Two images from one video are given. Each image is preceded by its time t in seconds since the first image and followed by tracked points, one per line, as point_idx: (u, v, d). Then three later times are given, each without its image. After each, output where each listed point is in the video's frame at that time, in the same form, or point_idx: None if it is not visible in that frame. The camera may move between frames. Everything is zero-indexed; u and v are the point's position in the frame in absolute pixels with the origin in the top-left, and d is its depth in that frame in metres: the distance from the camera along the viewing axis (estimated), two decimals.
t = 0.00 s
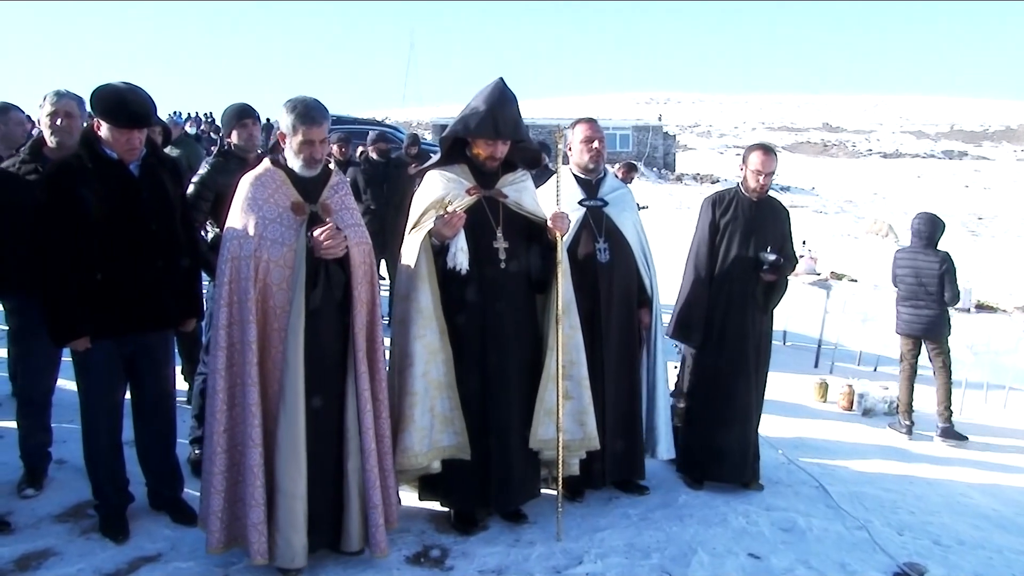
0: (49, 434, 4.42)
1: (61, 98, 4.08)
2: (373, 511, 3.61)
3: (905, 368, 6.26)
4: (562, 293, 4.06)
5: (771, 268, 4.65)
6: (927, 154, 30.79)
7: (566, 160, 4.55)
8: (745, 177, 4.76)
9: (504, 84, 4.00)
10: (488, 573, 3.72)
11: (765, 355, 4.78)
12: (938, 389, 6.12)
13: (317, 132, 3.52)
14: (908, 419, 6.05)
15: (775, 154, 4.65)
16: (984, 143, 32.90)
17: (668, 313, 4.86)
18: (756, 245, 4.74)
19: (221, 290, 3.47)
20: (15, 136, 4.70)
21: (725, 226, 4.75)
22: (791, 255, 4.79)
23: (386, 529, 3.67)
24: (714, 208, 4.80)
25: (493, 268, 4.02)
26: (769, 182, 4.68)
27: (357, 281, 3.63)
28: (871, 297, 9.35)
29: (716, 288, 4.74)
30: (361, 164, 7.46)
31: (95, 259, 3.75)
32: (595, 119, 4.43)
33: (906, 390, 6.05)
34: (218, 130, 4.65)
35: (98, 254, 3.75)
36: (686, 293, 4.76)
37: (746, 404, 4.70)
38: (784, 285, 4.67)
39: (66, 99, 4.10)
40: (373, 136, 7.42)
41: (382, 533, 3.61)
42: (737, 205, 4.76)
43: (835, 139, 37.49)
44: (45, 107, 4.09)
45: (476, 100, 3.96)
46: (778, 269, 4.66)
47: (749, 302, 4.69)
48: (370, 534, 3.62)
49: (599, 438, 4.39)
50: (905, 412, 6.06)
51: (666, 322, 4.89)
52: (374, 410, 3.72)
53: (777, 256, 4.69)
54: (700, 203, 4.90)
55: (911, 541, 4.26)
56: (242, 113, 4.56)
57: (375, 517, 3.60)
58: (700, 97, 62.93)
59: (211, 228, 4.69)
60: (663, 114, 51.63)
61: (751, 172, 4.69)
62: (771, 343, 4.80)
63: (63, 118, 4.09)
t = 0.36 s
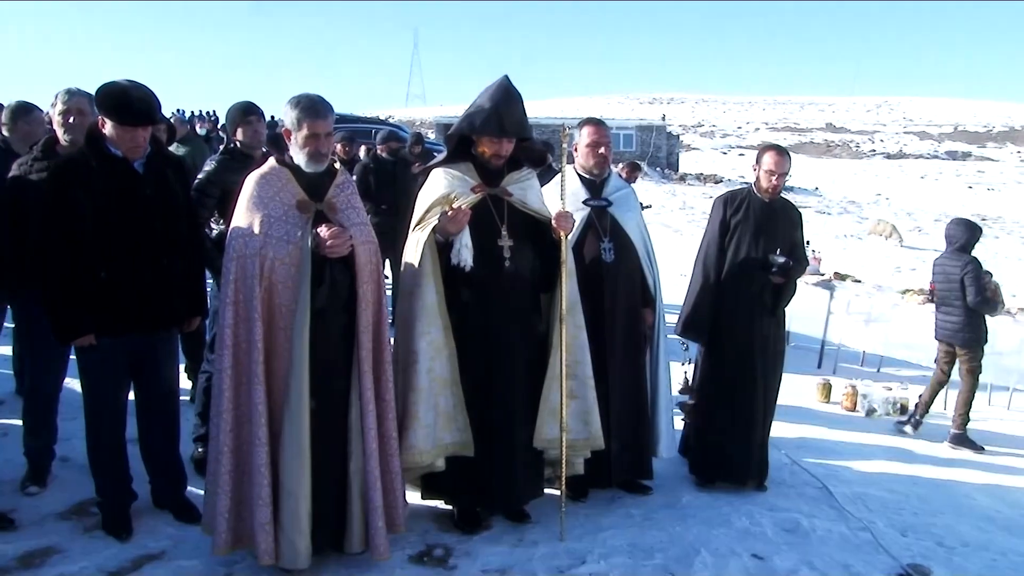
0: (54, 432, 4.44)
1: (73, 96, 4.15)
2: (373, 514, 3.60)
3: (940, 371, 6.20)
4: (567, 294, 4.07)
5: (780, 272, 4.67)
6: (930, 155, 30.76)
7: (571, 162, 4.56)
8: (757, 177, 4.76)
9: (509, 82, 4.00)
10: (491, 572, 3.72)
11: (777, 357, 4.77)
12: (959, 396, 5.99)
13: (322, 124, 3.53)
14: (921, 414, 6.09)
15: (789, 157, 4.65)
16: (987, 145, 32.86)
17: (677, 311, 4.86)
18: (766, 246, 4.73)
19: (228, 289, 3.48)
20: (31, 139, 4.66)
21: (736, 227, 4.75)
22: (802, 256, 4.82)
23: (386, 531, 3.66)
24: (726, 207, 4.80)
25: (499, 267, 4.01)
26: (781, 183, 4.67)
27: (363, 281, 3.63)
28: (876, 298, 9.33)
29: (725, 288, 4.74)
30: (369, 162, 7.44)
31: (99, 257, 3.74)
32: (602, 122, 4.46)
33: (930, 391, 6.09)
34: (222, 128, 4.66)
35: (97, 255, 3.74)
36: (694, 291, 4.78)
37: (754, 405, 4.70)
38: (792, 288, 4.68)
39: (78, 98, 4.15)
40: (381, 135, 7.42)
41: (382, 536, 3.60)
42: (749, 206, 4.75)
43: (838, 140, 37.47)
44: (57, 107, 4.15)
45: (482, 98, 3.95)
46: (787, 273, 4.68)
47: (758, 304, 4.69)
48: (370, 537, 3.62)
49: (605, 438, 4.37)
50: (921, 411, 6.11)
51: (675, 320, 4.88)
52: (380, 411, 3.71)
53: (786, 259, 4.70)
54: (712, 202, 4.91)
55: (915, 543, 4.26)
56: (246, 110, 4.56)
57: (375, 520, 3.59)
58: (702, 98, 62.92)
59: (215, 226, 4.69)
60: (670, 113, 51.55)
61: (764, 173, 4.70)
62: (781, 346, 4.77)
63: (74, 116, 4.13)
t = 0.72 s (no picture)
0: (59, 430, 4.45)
1: (75, 94, 4.22)
2: (382, 512, 3.60)
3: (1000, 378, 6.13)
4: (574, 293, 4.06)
5: (787, 271, 4.63)
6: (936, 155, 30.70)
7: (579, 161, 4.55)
8: (762, 176, 4.75)
9: (516, 80, 3.99)
10: (497, 571, 3.72)
11: (784, 358, 4.77)
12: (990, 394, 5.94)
13: (330, 120, 3.53)
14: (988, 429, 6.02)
15: (792, 153, 4.65)
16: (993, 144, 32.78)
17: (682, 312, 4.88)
18: (772, 246, 4.73)
19: (238, 289, 3.48)
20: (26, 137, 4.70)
21: (741, 226, 4.73)
22: (807, 256, 4.79)
23: (394, 530, 3.66)
24: (730, 207, 4.79)
25: (507, 267, 4.01)
26: (786, 180, 4.66)
27: (373, 279, 3.64)
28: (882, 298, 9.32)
29: (729, 289, 4.74)
30: (377, 161, 7.45)
31: (105, 256, 3.76)
32: (609, 121, 4.44)
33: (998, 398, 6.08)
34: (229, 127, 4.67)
35: (97, 254, 3.74)
36: (699, 291, 4.79)
37: (763, 405, 4.70)
38: (799, 287, 4.65)
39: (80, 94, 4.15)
40: (390, 135, 7.45)
41: (390, 535, 3.59)
42: (753, 205, 4.75)
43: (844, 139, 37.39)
44: (59, 103, 4.21)
45: (489, 96, 3.96)
46: (795, 272, 4.63)
47: (765, 304, 4.69)
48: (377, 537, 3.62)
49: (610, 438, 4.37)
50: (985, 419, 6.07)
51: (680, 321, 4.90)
52: (389, 411, 3.71)
53: (792, 258, 4.66)
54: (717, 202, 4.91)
55: (921, 543, 4.25)
56: (254, 109, 4.58)
57: (383, 519, 3.59)
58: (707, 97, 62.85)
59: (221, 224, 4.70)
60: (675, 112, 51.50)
61: (767, 171, 4.69)
62: (787, 346, 4.77)
63: (77, 112, 4.18)
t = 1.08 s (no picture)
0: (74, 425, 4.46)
1: (77, 90, 4.13)
2: (405, 509, 3.60)
3: None
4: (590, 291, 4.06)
5: (799, 268, 4.64)
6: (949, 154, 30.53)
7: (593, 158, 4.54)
8: (764, 176, 4.76)
9: (532, 78, 3.99)
10: (512, 569, 3.72)
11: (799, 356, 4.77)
12: None
13: (347, 115, 3.55)
14: None
15: (793, 151, 4.68)
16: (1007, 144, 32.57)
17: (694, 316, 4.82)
18: (783, 243, 4.72)
19: (259, 288, 3.50)
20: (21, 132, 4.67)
21: (751, 226, 4.71)
22: (815, 252, 4.80)
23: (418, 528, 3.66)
24: (737, 208, 4.76)
25: (523, 266, 4.00)
26: (790, 177, 4.67)
27: (393, 275, 3.64)
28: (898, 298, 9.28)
29: (742, 289, 4.72)
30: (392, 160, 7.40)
31: (122, 253, 3.77)
32: (623, 117, 4.43)
33: None
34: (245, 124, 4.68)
35: (99, 254, 3.74)
36: (711, 291, 4.73)
37: (781, 404, 4.68)
38: (812, 282, 4.68)
39: (81, 89, 4.14)
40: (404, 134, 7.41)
41: (413, 533, 3.59)
42: (760, 205, 4.73)
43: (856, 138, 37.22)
44: (62, 100, 4.14)
45: (506, 94, 3.95)
46: (806, 268, 4.65)
47: (779, 303, 4.69)
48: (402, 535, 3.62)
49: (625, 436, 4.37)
50: None
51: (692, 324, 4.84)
52: (410, 408, 3.72)
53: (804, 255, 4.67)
54: (722, 204, 4.86)
55: (937, 545, 4.24)
56: (271, 106, 4.59)
57: (407, 516, 3.59)
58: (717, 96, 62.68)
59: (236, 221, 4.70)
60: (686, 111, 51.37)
61: (771, 170, 4.70)
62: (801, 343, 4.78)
63: (80, 109, 4.14)
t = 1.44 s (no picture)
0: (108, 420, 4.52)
1: (110, 88, 4.23)
2: (441, 507, 3.62)
3: None
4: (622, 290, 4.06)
5: (825, 268, 4.59)
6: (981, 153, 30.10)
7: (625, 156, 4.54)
8: (784, 173, 4.72)
9: (565, 77, 3.98)
10: (543, 568, 3.72)
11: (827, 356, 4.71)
12: None
13: (378, 109, 3.59)
14: None
15: (811, 147, 4.63)
16: None
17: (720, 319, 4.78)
18: (807, 242, 4.66)
19: (294, 286, 3.53)
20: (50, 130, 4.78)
21: (775, 226, 4.67)
22: (840, 249, 4.73)
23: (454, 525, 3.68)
24: (759, 210, 4.74)
25: (555, 266, 4.01)
26: (810, 175, 4.64)
27: (428, 273, 3.67)
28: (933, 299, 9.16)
29: (769, 290, 4.69)
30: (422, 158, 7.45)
31: (155, 249, 3.81)
32: (655, 115, 4.48)
33: None
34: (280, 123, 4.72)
35: (112, 245, 3.77)
36: (736, 294, 4.69)
37: (812, 403, 4.64)
38: (838, 281, 4.62)
39: (115, 87, 4.25)
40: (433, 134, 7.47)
41: (450, 530, 3.61)
42: (781, 205, 4.70)
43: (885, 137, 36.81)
44: (96, 98, 4.25)
45: (539, 92, 3.95)
46: (832, 268, 4.59)
47: (805, 304, 4.64)
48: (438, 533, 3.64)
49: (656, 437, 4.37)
50: None
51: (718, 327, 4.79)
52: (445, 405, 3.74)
53: (829, 254, 4.62)
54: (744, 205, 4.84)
55: (973, 548, 4.19)
56: (306, 104, 4.61)
57: (443, 514, 3.61)
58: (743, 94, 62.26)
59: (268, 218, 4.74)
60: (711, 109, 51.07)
61: (790, 168, 4.66)
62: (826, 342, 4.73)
63: (114, 107, 4.24)
